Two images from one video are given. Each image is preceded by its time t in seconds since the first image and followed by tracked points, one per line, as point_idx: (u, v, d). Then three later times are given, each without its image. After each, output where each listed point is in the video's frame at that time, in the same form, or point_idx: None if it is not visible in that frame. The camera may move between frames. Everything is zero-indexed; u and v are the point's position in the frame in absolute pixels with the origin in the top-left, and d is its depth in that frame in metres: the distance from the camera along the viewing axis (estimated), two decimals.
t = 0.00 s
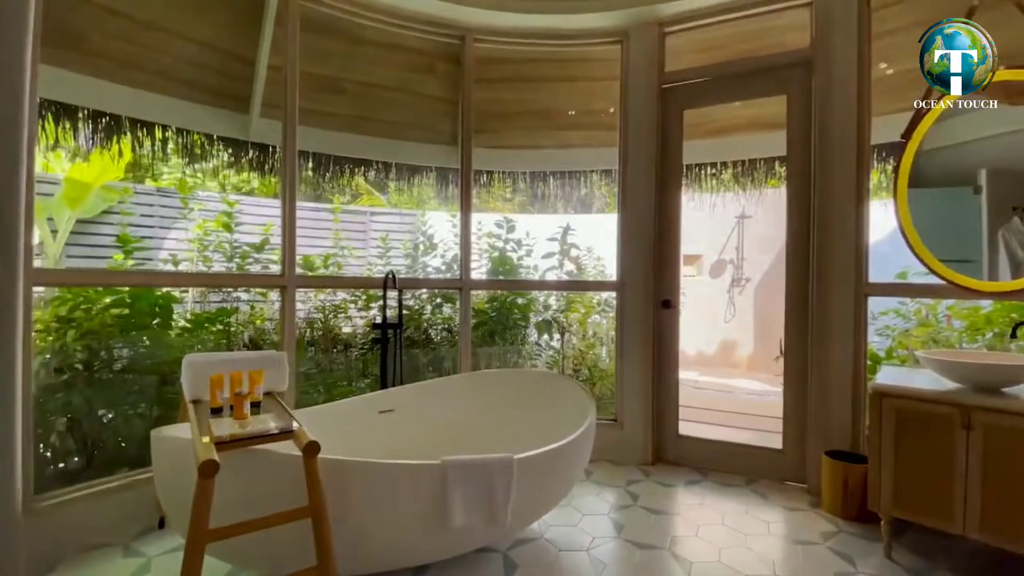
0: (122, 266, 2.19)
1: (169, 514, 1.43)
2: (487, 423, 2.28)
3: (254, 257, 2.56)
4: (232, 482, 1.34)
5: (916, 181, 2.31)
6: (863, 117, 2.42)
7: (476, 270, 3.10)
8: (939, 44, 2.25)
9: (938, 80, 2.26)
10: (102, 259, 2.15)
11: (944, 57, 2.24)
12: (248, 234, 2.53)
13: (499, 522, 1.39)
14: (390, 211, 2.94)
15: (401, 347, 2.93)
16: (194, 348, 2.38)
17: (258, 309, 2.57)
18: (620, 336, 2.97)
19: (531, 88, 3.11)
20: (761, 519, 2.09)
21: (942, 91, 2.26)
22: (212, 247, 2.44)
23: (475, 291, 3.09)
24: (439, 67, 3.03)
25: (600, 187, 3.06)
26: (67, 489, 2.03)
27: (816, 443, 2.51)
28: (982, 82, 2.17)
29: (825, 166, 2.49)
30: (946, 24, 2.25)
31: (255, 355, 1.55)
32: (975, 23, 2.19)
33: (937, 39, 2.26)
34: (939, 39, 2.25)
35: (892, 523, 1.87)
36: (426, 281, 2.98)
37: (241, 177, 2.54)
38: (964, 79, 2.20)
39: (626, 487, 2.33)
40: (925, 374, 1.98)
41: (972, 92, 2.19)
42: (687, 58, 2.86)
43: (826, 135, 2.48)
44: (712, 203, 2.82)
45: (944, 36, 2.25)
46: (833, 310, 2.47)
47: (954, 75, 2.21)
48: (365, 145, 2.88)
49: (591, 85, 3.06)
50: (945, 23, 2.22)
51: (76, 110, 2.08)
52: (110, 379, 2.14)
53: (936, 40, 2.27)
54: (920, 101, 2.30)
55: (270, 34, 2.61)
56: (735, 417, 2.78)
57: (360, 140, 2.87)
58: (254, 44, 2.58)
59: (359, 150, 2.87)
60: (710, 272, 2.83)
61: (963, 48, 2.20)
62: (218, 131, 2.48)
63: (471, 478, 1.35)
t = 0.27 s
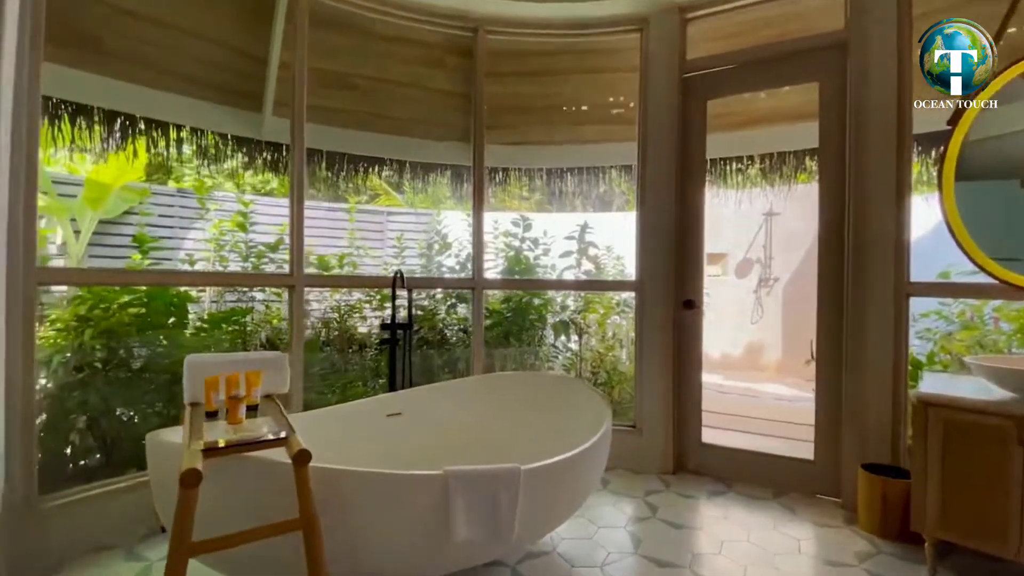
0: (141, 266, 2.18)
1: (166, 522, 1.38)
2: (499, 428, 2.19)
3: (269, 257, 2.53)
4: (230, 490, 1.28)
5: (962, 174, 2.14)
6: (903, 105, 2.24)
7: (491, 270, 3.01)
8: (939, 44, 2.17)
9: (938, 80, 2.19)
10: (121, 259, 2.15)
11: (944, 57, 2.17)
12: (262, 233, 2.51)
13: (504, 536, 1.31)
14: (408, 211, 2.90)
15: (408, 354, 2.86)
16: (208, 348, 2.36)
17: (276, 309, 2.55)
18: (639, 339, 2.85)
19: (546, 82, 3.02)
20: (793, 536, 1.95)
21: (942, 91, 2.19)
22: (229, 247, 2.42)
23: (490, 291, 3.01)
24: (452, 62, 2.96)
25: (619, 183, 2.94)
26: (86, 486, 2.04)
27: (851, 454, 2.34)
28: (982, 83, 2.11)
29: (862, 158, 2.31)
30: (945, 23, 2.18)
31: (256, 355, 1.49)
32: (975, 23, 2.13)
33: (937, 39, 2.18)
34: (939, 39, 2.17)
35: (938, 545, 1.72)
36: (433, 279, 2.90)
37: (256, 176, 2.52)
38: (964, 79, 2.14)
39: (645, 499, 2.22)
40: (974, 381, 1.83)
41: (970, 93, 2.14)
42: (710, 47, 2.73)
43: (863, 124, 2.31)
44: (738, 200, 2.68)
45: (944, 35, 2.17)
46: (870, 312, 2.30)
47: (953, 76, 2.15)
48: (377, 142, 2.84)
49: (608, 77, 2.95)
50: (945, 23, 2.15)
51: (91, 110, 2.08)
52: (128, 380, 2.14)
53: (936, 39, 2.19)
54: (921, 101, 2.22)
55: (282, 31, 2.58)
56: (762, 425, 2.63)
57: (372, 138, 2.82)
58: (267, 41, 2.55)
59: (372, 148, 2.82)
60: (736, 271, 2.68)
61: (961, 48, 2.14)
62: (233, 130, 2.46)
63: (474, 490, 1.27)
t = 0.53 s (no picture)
0: (150, 268, 2.17)
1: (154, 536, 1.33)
2: (506, 439, 2.10)
3: (279, 259, 2.49)
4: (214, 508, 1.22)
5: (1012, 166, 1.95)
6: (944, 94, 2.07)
7: (502, 272, 2.92)
8: (938, 44, 2.05)
9: (938, 80, 2.06)
10: (132, 261, 2.14)
11: (944, 57, 2.04)
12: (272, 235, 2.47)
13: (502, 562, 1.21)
14: (422, 212, 2.83)
15: (412, 359, 2.77)
16: (217, 351, 2.33)
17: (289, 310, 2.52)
18: (653, 344, 2.72)
19: (558, 75, 2.91)
20: (821, 560, 1.81)
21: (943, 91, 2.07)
22: (239, 248, 2.39)
23: (502, 293, 2.92)
24: (461, 57, 2.88)
25: (635, 181, 2.81)
26: (104, 486, 2.07)
27: (884, 471, 2.18)
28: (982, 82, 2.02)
29: (897, 152, 2.15)
30: (943, 22, 2.06)
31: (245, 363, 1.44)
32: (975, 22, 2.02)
33: (937, 39, 2.05)
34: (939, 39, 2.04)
35: None
36: (442, 282, 2.83)
37: (266, 177, 2.47)
38: (964, 79, 2.03)
39: (659, 515, 2.11)
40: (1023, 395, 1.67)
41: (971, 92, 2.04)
42: (730, 36, 2.59)
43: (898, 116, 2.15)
44: (761, 199, 2.54)
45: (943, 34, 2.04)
46: (907, 318, 2.13)
47: (954, 76, 2.03)
48: (385, 142, 2.77)
49: (623, 70, 2.83)
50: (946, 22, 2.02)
51: (98, 112, 2.07)
52: (140, 384, 2.14)
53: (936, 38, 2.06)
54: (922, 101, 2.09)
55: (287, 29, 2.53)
56: (786, 436, 2.49)
57: (379, 137, 2.76)
58: (272, 39, 2.50)
59: (380, 148, 2.75)
60: (760, 273, 2.54)
61: (964, 47, 2.02)
62: (240, 131, 2.42)
63: (467, 513, 1.17)
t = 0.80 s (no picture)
0: (155, 271, 2.13)
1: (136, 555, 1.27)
2: (509, 450, 2.01)
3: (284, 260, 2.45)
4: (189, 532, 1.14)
5: None
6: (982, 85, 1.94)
7: (509, 274, 2.83)
8: (938, 44, 1.98)
9: (938, 80, 2.00)
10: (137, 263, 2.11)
11: (944, 57, 1.98)
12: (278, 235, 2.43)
13: None
14: (431, 213, 2.76)
15: (410, 362, 2.69)
16: (221, 355, 2.29)
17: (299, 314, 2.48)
18: (666, 350, 2.60)
19: (566, 70, 2.80)
20: None
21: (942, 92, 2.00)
22: (245, 250, 2.35)
23: (510, 296, 2.82)
24: (466, 53, 2.80)
25: (647, 179, 2.69)
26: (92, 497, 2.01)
27: (916, 490, 2.03)
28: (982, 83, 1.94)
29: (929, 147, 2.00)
30: (944, 21, 1.98)
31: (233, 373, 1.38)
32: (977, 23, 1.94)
33: (937, 38, 1.99)
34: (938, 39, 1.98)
35: None
36: (447, 284, 2.76)
37: (270, 177, 2.42)
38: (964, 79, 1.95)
39: (670, 534, 2.01)
40: None
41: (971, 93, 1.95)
42: (747, 26, 2.45)
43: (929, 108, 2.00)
44: (781, 199, 2.40)
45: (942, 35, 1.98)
46: (940, 325, 1.98)
47: (955, 76, 1.96)
48: (388, 142, 2.69)
49: (634, 64, 2.71)
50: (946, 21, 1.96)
51: (98, 114, 2.03)
52: (145, 388, 2.12)
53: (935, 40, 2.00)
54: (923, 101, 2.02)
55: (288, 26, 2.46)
56: (808, 445, 2.36)
57: (382, 136, 2.68)
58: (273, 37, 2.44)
59: (384, 148, 2.68)
60: (780, 276, 2.41)
61: (964, 47, 1.94)
62: (245, 132, 2.36)
63: (456, 540, 1.08)
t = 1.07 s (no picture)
0: (153, 271, 2.11)
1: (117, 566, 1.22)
2: (506, 458, 1.93)
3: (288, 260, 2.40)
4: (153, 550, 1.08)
5: None
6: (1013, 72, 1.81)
7: (511, 275, 2.75)
8: (938, 44, 1.93)
9: (938, 80, 1.95)
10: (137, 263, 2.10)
11: (944, 57, 1.92)
12: (278, 234, 2.37)
13: None
14: (436, 212, 2.69)
15: (404, 365, 2.63)
16: (219, 357, 2.24)
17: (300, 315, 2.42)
18: (672, 353, 2.48)
19: (570, 62, 2.71)
20: None
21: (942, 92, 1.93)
22: (247, 250, 2.31)
23: (513, 296, 2.74)
24: (466, 47, 2.73)
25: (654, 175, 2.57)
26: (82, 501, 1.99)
27: (940, 504, 1.90)
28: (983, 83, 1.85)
29: (954, 138, 1.87)
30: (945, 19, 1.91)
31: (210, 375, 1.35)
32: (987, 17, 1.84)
33: (939, 37, 1.92)
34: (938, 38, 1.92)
35: None
36: (447, 284, 2.68)
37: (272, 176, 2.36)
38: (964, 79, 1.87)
39: (673, 548, 1.97)
40: None
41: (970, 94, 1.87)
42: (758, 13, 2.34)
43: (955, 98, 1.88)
44: (797, 195, 2.29)
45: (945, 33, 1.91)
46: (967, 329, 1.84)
47: (956, 74, 1.89)
48: (386, 138, 2.62)
49: (640, 55, 2.61)
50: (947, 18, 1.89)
51: (93, 111, 2.00)
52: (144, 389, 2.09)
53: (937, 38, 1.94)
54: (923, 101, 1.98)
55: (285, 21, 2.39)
56: (824, 456, 2.24)
57: (381, 132, 2.60)
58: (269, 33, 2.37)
59: (383, 145, 2.60)
60: (796, 276, 2.29)
61: (965, 45, 1.87)
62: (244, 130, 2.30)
63: (431, 562, 0.99)
